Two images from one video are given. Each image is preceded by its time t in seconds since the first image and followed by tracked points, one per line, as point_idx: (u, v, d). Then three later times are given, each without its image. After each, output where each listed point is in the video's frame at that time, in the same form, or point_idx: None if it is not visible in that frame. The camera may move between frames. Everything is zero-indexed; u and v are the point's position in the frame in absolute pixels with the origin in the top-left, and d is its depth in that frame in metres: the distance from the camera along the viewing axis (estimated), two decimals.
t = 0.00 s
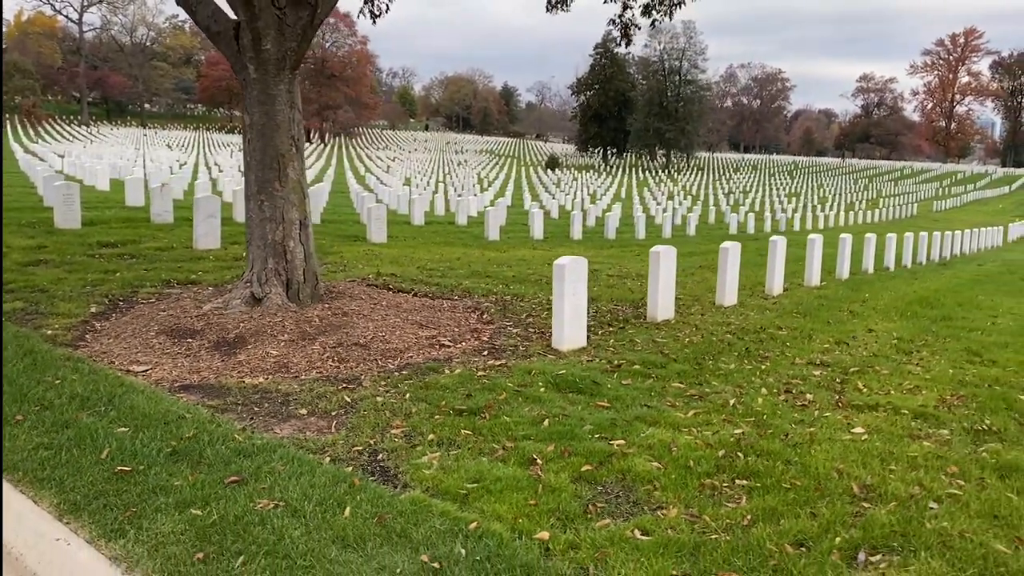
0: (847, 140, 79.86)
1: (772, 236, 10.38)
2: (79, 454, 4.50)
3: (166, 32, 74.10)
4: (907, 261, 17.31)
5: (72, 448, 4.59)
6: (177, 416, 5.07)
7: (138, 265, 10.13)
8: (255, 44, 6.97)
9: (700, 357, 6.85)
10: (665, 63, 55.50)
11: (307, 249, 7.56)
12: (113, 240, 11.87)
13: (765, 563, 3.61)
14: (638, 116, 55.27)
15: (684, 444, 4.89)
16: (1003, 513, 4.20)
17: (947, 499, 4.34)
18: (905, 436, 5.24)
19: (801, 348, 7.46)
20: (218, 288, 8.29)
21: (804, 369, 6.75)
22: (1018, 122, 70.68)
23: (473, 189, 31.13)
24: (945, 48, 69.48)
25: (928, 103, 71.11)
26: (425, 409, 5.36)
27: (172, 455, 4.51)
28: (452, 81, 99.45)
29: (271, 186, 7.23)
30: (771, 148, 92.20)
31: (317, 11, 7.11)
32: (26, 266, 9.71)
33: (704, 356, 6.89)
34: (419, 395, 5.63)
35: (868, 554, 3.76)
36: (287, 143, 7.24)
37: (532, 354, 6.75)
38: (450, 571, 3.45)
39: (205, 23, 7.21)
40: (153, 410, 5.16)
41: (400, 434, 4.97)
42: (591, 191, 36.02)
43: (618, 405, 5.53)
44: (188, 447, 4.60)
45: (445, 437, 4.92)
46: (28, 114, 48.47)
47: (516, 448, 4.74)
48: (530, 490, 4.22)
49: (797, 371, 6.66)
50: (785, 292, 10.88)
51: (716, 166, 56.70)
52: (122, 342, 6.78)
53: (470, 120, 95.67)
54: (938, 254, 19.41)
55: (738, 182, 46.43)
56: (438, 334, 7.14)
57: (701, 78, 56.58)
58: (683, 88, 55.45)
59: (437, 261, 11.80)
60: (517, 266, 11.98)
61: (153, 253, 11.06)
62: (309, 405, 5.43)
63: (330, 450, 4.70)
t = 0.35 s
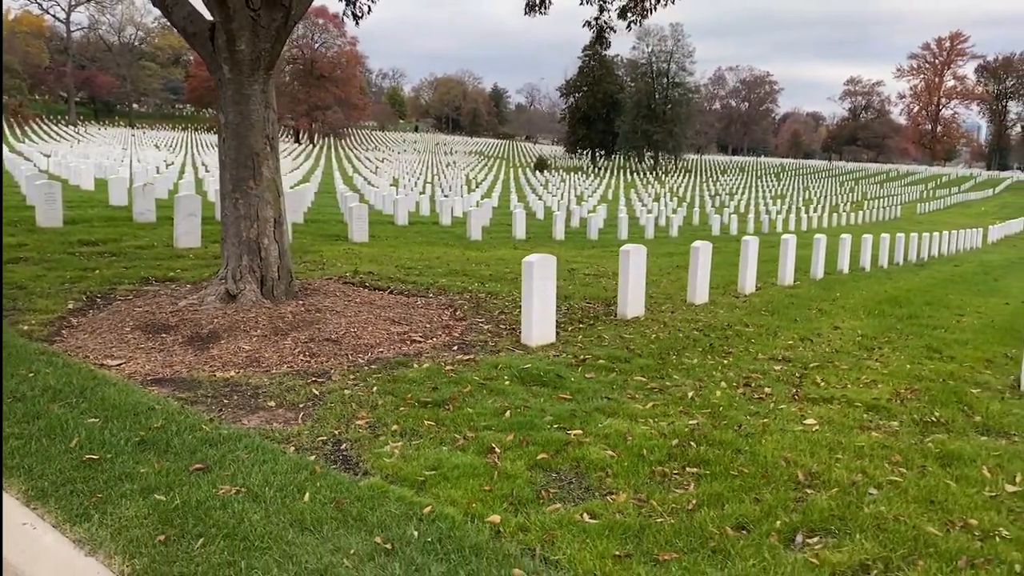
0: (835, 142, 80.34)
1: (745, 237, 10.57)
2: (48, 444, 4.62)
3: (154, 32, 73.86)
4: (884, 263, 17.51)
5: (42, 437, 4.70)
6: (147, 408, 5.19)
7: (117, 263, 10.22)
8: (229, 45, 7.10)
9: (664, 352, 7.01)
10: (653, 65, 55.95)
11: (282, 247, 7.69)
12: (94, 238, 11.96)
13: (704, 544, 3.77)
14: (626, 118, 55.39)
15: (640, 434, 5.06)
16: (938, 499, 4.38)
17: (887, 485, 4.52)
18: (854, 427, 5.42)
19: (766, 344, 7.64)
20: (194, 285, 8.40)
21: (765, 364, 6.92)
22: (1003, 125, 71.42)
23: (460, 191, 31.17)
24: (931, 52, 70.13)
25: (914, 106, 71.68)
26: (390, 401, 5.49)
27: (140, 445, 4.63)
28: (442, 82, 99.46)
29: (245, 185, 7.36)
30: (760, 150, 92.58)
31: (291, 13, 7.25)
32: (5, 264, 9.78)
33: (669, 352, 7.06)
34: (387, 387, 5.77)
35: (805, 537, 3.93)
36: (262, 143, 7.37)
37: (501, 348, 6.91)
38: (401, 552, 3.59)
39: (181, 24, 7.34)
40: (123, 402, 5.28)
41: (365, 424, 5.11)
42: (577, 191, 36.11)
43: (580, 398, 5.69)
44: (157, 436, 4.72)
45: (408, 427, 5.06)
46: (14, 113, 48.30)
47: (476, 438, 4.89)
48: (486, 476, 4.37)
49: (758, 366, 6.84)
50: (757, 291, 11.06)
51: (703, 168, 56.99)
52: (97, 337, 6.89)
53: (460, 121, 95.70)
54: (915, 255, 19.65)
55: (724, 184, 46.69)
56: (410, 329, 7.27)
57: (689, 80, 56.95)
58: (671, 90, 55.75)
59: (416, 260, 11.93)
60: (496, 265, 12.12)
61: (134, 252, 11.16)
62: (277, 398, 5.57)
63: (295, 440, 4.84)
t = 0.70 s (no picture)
0: (821, 144, 80.84)
1: (718, 236, 10.75)
2: (21, 433, 4.73)
3: (142, 32, 73.59)
4: (861, 263, 17.72)
5: (13, 427, 4.81)
6: (119, 400, 5.31)
7: (97, 260, 10.31)
8: (205, 45, 7.22)
9: (631, 347, 7.18)
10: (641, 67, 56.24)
11: (257, 244, 7.82)
12: (75, 237, 12.03)
13: (651, 525, 3.93)
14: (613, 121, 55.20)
15: (599, 423, 5.21)
16: (883, 484, 4.56)
17: (834, 472, 4.69)
18: (809, 418, 5.60)
19: (732, 340, 7.79)
20: (172, 282, 8.51)
21: (729, 358, 7.09)
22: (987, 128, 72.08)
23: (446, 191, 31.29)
24: (916, 55, 70.79)
25: (899, 109, 72.28)
26: (359, 393, 5.62)
27: (110, 434, 4.75)
28: (431, 83, 99.42)
29: (221, 183, 7.49)
30: (747, 152, 92.95)
31: (266, 14, 7.37)
32: None
33: (637, 346, 7.20)
34: (356, 379, 5.90)
35: (750, 519, 4.09)
36: (238, 141, 7.50)
37: (471, 342, 7.03)
38: (359, 533, 3.73)
39: (157, 24, 7.44)
40: (96, 394, 5.39)
41: (332, 414, 5.24)
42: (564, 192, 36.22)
43: (545, 390, 5.83)
44: (127, 427, 4.84)
45: (374, 417, 5.19)
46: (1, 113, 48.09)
47: (439, 427, 5.03)
48: (446, 463, 4.51)
49: (723, 360, 7.00)
50: (731, 289, 11.25)
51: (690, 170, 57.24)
52: (74, 332, 7.00)
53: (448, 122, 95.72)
54: (892, 256, 19.86)
55: (710, 186, 46.90)
56: (383, 324, 7.40)
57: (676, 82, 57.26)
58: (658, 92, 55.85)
59: (395, 257, 12.05)
60: (475, 263, 12.24)
61: (114, 250, 11.24)
62: (248, 390, 5.69)
63: (263, 431, 4.96)
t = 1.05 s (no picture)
0: (805, 143, 81.18)
1: (688, 235, 10.86)
2: None
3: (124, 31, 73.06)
4: (837, 260, 17.75)
5: None
6: (81, 397, 5.38)
7: (70, 260, 10.34)
8: (172, 46, 7.29)
9: (594, 344, 7.29)
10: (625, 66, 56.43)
11: (225, 243, 7.90)
12: (49, 236, 12.04)
13: (593, 514, 4.07)
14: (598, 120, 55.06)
15: (554, 418, 5.33)
16: (824, 475, 4.70)
17: (778, 463, 4.83)
18: (760, 412, 5.74)
19: (696, 338, 7.89)
20: (142, 282, 8.56)
21: (690, 355, 7.20)
22: (969, 127, 72.70)
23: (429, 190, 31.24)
24: (899, 55, 71.24)
25: (883, 108, 72.74)
26: (319, 390, 5.70)
27: (70, 431, 4.83)
28: (416, 82, 99.11)
29: (189, 183, 7.56)
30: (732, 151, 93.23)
31: (233, 15, 7.46)
32: None
33: (600, 344, 7.30)
34: (319, 376, 5.98)
35: (691, 509, 4.23)
36: (205, 141, 7.58)
37: (436, 340, 7.09)
38: (308, 524, 3.83)
39: (124, 25, 7.49)
40: (59, 391, 5.46)
41: (292, 411, 5.33)
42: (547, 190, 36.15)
43: (504, 386, 5.94)
44: (87, 423, 4.92)
45: (333, 413, 5.29)
46: None
47: (396, 423, 5.13)
48: (400, 457, 4.62)
49: (684, 357, 7.11)
50: (702, 287, 11.37)
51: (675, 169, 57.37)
52: (40, 331, 7.05)
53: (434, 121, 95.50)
54: (863, 253, 19.78)
55: (694, 184, 47.00)
56: (349, 322, 7.45)
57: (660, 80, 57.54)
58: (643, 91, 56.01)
59: (369, 256, 12.09)
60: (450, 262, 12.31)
61: (88, 249, 11.27)
62: (211, 388, 5.77)
63: (222, 427, 5.06)
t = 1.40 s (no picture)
0: (783, 140, 81.79)
1: (653, 231, 11.04)
2: None
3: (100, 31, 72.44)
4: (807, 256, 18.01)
5: None
6: (42, 394, 5.47)
7: (39, 260, 10.37)
8: (134, 48, 7.36)
9: (553, 338, 7.44)
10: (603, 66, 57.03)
11: (190, 243, 7.97)
12: (18, 237, 12.04)
13: (536, 500, 4.21)
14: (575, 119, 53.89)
15: (507, 409, 5.47)
16: (763, 460, 4.88)
17: (719, 450, 5.00)
18: (709, 402, 5.91)
19: (654, 332, 8.06)
20: (108, 281, 8.61)
21: (647, 348, 7.36)
22: (943, 123, 73.48)
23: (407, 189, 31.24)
24: (873, 53, 71.90)
25: (857, 105, 73.68)
26: (279, 386, 5.82)
27: (28, 427, 4.91)
28: (396, 81, 98.82)
29: (153, 184, 7.63)
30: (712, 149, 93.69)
31: (194, 17, 7.53)
32: None
33: (559, 339, 7.45)
34: (280, 372, 6.09)
35: (631, 494, 4.38)
36: (169, 142, 7.65)
37: (399, 336, 7.20)
38: (257, 513, 3.95)
39: (86, 27, 7.54)
40: (21, 389, 5.53)
41: (250, 407, 5.44)
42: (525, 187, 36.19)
43: (461, 379, 6.08)
44: (46, 420, 5.01)
45: (291, 408, 5.40)
46: None
47: (352, 416, 5.25)
48: (352, 448, 4.75)
49: (641, 351, 7.27)
50: (667, 283, 11.55)
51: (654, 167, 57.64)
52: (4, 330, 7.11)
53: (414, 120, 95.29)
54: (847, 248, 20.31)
55: (673, 181, 47.24)
56: (312, 320, 7.55)
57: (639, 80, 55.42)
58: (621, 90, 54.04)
59: (340, 255, 12.19)
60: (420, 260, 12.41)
61: (57, 250, 11.29)
62: (171, 384, 5.87)
63: (181, 422, 5.16)
